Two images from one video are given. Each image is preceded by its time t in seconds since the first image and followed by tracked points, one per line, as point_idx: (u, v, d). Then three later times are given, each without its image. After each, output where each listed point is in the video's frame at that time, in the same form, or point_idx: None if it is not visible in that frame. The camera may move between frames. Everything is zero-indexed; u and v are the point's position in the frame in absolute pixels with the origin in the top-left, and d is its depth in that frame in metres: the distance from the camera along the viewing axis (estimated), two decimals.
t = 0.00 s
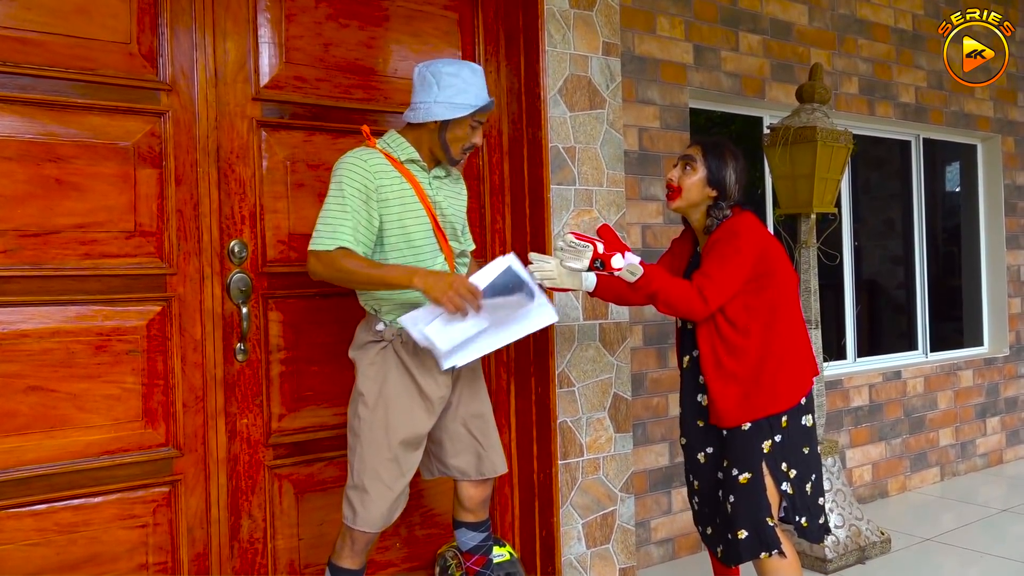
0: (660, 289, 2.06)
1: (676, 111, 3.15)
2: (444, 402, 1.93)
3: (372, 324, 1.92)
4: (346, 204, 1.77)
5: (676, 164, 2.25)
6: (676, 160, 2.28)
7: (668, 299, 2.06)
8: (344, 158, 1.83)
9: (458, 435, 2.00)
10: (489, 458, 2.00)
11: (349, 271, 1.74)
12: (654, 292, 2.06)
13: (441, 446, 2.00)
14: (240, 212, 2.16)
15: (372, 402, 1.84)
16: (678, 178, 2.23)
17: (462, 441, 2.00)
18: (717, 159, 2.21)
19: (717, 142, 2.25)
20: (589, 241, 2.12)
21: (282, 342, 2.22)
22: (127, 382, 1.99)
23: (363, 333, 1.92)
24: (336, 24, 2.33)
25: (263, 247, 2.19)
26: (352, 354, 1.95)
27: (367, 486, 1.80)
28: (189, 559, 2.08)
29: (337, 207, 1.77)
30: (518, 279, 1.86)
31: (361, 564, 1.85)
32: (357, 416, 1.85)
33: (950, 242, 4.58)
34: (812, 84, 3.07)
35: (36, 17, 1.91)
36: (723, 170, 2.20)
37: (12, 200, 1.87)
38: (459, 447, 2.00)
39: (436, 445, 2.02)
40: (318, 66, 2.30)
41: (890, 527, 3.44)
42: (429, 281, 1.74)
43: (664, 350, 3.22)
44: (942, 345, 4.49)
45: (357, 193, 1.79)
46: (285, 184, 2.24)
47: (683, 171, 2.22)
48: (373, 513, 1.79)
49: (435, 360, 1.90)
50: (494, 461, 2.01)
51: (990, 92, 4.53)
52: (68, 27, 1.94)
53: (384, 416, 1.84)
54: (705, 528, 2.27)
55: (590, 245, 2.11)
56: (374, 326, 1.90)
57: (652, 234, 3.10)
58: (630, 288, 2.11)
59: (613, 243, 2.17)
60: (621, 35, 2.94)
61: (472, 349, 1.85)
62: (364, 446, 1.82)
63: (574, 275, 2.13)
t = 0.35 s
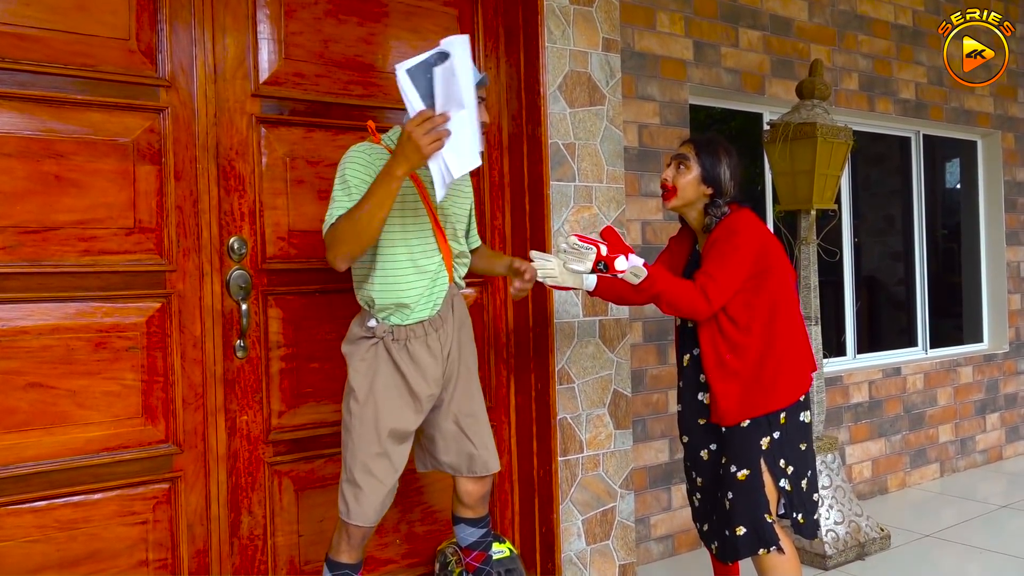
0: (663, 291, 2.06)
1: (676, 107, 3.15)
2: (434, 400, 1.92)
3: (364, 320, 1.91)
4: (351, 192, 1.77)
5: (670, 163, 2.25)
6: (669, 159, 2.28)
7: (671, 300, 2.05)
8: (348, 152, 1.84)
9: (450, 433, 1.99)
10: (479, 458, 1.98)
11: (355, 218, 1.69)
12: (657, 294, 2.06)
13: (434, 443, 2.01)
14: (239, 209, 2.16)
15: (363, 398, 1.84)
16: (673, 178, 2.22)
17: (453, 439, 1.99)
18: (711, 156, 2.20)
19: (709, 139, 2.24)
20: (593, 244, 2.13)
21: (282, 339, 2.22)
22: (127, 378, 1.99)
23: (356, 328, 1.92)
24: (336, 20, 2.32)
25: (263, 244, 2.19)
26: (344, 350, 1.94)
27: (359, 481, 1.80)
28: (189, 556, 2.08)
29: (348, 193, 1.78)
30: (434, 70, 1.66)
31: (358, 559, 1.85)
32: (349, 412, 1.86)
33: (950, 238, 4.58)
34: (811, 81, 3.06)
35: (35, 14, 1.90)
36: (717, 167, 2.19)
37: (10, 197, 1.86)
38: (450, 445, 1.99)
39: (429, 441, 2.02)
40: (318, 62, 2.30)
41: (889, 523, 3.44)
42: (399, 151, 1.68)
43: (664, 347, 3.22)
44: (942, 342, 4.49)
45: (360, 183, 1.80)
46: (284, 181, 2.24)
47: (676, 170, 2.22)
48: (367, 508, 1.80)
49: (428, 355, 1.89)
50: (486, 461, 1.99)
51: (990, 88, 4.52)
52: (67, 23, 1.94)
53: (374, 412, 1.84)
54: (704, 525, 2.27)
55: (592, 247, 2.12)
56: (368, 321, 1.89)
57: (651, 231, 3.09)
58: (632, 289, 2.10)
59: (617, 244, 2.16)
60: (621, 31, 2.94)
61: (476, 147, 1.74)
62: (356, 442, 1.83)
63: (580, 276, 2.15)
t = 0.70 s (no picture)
0: (662, 293, 2.04)
1: (675, 105, 3.15)
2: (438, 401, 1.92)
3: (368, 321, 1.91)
4: (339, 198, 1.76)
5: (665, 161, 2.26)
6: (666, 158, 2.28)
7: (670, 301, 2.05)
8: (346, 151, 1.82)
9: (455, 433, 1.99)
10: (485, 458, 1.98)
11: (330, 258, 1.71)
12: (655, 296, 2.04)
13: (438, 443, 2.00)
14: (239, 207, 2.16)
15: (363, 399, 1.85)
16: (669, 175, 2.22)
17: (458, 439, 1.99)
18: (707, 155, 2.21)
19: (706, 138, 2.25)
20: (588, 250, 2.10)
21: (281, 337, 2.22)
22: (126, 377, 1.99)
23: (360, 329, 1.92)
24: (335, 18, 2.32)
25: (262, 242, 2.19)
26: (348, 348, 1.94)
27: (356, 482, 1.80)
28: (189, 555, 2.08)
29: (332, 203, 1.76)
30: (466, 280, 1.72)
31: (355, 560, 1.85)
32: (350, 412, 1.87)
33: (949, 236, 4.58)
34: (811, 79, 3.06)
35: (34, 12, 1.90)
36: (713, 165, 2.20)
37: (9, 195, 1.86)
38: (454, 445, 2.00)
39: (433, 441, 2.02)
40: (316, 61, 2.30)
41: (889, 521, 3.45)
42: (386, 283, 1.66)
43: (663, 345, 3.22)
44: (941, 340, 4.49)
45: (352, 187, 1.78)
46: (284, 179, 2.23)
47: (673, 168, 2.22)
48: (362, 509, 1.79)
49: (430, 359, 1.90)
50: (490, 462, 1.99)
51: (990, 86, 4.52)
52: (67, 22, 1.94)
53: (374, 413, 1.84)
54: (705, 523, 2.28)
55: (588, 253, 2.09)
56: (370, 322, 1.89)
57: (651, 229, 3.09)
58: (630, 293, 2.07)
59: (612, 252, 2.16)
60: (620, 29, 2.93)
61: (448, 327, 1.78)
62: (354, 442, 1.83)
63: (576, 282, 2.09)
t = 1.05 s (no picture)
0: (665, 287, 2.04)
1: (675, 104, 3.14)
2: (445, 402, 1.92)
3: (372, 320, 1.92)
4: (339, 200, 1.77)
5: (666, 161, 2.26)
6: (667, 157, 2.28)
7: (674, 296, 2.04)
8: (344, 151, 1.82)
9: (460, 431, 1.99)
10: (490, 458, 1.98)
11: (329, 278, 1.74)
12: (659, 290, 2.04)
13: (444, 443, 2.00)
14: (239, 206, 2.16)
15: (371, 398, 1.84)
16: (671, 174, 2.22)
17: (464, 438, 1.99)
18: (710, 154, 2.21)
19: (707, 137, 2.26)
20: (594, 239, 2.07)
21: (281, 336, 2.22)
22: (126, 376, 1.99)
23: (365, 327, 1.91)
24: (335, 17, 2.32)
25: (262, 241, 2.19)
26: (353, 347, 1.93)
27: (362, 483, 1.80)
28: (190, 554, 2.08)
29: (331, 204, 1.77)
30: (454, 337, 1.71)
31: (356, 561, 1.85)
32: (358, 411, 1.86)
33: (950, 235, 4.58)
34: (810, 78, 3.06)
35: (34, 11, 1.90)
36: (716, 164, 2.20)
37: (9, 194, 1.86)
38: (460, 444, 2.00)
39: (438, 441, 2.02)
40: (316, 60, 2.29)
41: (889, 520, 3.45)
42: (369, 318, 1.68)
43: (663, 344, 3.22)
44: (941, 339, 4.50)
45: (351, 187, 1.78)
46: (284, 178, 2.23)
47: (675, 166, 2.22)
48: (367, 511, 1.79)
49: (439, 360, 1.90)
50: (495, 462, 1.99)
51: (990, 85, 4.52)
52: (66, 21, 1.94)
53: (383, 412, 1.84)
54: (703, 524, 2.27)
55: (592, 243, 2.06)
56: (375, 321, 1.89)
57: (651, 228, 3.09)
58: (632, 286, 2.08)
59: (617, 241, 2.13)
60: (620, 28, 2.93)
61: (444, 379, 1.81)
62: (362, 443, 1.83)
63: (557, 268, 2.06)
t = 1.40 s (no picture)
0: (731, 283, 2.05)
1: (673, 100, 3.13)
2: (437, 400, 1.92)
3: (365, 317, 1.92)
4: (324, 195, 1.78)
5: (678, 155, 2.21)
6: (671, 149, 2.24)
7: (736, 292, 2.06)
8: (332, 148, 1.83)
9: (455, 429, 1.99)
10: (486, 455, 1.98)
11: (318, 268, 1.75)
12: (725, 285, 2.05)
13: (440, 440, 2.00)
14: (236, 203, 2.16)
15: (362, 396, 1.84)
16: (687, 166, 2.19)
17: (459, 435, 1.99)
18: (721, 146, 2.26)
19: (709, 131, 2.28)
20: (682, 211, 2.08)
21: (279, 333, 2.22)
22: (124, 372, 1.99)
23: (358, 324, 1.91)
24: (332, 13, 2.32)
25: (260, 238, 2.18)
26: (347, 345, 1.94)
27: (355, 481, 1.80)
28: (187, 550, 2.08)
29: (318, 201, 1.78)
30: (427, 294, 1.61)
31: (351, 557, 1.85)
32: (349, 409, 1.86)
33: (947, 231, 4.58)
34: (809, 73, 3.06)
35: (29, 7, 1.89)
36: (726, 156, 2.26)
37: (6, 190, 1.86)
38: (456, 440, 2.00)
39: (434, 438, 2.01)
40: (314, 56, 2.29)
41: (886, 515, 3.45)
42: (355, 301, 1.67)
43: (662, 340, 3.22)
44: (938, 335, 4.50)
45: (336, 182, 1.79)
46: (281, 174, 2.23)
47: (688, 158, 2.20)
48: (360, 508, 1.79)
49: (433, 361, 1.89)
50: (491, 459, 1.99)
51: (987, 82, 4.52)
52: (62, 16, 1.93)
53: (374, 410, 1.83)
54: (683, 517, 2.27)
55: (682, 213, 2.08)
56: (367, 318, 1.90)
57: (649, 225, 3.06)
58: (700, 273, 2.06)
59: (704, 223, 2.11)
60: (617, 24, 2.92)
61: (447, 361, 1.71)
62: (353, 440, 1.83)
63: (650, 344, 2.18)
